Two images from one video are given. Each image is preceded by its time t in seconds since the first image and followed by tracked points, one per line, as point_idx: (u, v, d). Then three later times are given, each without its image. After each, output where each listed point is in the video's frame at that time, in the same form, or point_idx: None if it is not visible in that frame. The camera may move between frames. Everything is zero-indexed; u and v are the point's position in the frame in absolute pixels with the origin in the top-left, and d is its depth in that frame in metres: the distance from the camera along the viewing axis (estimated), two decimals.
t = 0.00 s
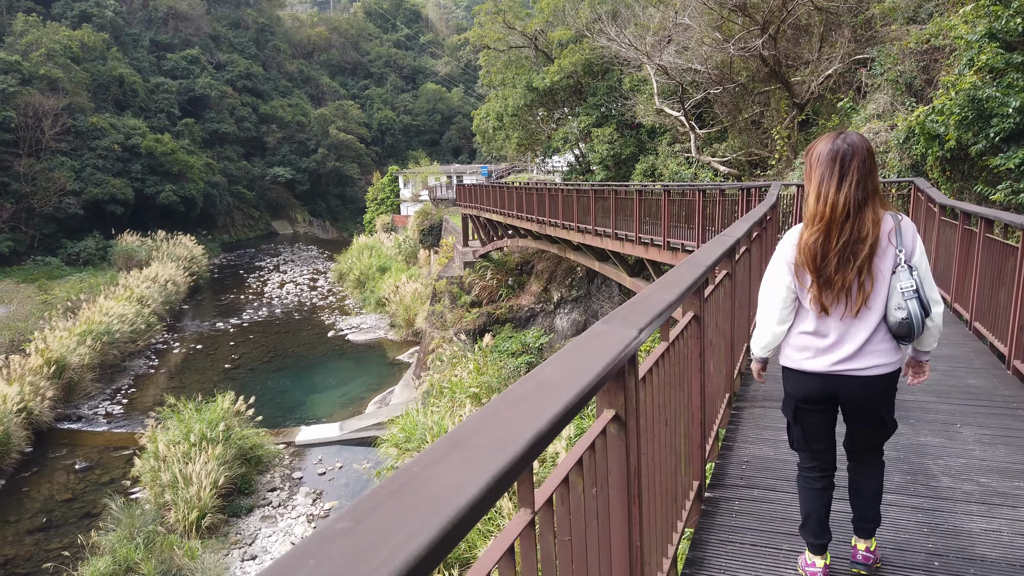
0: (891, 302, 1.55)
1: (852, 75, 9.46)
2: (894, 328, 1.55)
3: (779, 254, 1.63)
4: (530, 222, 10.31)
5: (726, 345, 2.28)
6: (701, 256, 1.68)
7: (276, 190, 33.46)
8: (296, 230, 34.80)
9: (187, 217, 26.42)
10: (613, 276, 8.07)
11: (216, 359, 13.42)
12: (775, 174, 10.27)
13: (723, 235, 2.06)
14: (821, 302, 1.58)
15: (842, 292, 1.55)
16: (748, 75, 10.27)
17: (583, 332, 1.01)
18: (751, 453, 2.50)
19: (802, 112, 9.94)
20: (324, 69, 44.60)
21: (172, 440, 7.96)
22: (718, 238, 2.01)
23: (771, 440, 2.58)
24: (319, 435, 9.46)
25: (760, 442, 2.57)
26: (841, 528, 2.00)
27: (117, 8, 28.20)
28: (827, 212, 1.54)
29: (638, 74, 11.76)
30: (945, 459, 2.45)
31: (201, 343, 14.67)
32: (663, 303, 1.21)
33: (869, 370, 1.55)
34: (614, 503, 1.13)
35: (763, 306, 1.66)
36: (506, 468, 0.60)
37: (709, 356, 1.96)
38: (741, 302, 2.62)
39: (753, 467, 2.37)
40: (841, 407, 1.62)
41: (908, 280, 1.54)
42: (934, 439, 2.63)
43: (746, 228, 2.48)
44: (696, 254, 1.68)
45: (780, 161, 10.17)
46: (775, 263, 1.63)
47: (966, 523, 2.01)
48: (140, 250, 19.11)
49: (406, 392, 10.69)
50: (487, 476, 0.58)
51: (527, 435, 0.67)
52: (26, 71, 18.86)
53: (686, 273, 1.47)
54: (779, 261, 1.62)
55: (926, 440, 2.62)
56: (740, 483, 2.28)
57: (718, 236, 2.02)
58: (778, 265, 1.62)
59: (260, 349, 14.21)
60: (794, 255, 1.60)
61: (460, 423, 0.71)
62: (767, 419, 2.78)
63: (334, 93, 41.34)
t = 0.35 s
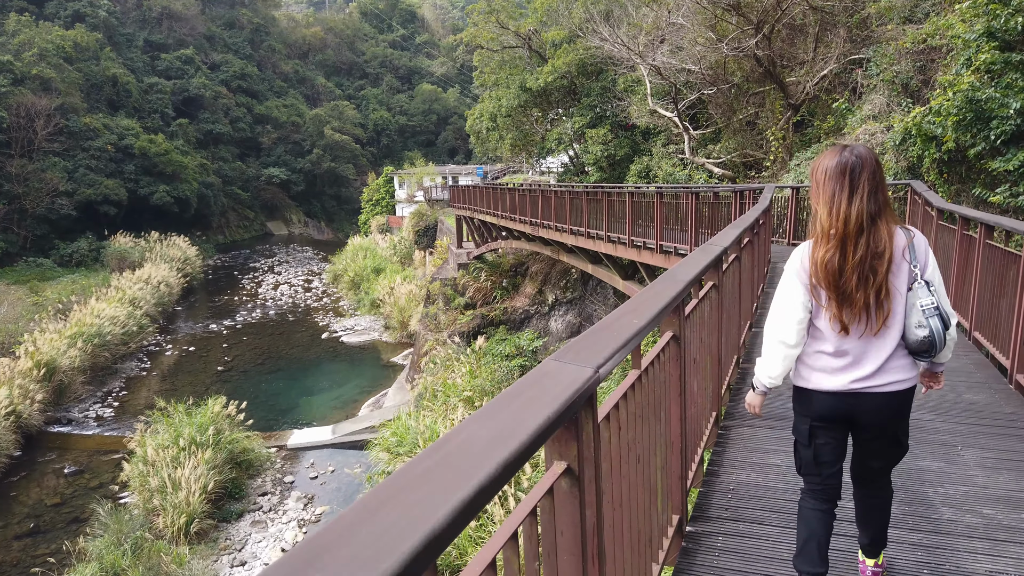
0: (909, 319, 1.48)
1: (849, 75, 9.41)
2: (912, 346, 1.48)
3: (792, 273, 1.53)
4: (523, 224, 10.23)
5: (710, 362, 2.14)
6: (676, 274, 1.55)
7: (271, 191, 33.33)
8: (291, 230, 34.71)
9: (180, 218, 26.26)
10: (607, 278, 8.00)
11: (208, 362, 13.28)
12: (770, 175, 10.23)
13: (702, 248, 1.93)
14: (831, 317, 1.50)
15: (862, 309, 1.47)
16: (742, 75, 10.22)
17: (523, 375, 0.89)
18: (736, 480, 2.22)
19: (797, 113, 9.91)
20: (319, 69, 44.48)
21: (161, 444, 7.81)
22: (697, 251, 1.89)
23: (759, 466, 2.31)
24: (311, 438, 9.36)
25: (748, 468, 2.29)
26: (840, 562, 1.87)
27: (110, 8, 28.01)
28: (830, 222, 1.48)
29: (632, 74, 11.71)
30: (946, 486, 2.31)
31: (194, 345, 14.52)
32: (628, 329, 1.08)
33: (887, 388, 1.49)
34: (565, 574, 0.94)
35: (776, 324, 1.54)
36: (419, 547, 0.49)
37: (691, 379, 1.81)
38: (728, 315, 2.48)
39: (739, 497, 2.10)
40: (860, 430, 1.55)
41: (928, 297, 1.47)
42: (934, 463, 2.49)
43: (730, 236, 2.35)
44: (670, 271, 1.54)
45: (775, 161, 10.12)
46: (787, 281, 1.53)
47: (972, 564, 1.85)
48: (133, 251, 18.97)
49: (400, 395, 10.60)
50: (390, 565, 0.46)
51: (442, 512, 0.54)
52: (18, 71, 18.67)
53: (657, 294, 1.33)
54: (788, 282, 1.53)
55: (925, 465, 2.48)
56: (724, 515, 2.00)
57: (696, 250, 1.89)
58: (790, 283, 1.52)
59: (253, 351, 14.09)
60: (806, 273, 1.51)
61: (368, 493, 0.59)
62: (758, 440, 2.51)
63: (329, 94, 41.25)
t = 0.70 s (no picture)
0: (956, 322, 1.43)
1: (852, 77, 9.34)
2: (954, 350, 1.44)
3: (837, 274, 1.44)
4: (522, 226, 10.17)
5: (711, 385, 2.06)
6: (673, 297, 1.46)
7: (270, 192, 33.29)
8: (291, 232, 34.72)
9: (180, 219, 26.22)
10: (607, 283, 7.94)
11: (206, 364, 13.20)
12: (772, 178, 10.15)
13: (702, 265, 1.85)
14: (893, 321, 1.42)
15: (918, 314, 1.41)
16: (744, 77, 10.17)
17: (499, 433, 0.80)
18: (742, 515, 2.11)
19: (799, 115, 9.82)
20: (320, 70, 44.46)
21: (156, 449, 7.72)
22: (698, 267, 1.81)
23: (767, 498, 2.19)
24: (309, 442, 9.30)
25: (754, 502, 2.17)
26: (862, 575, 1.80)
27: (110, 8, 27.95)
28: (884, 209, 1.39)
29: (632, 75, 11.64)
30: (969, 523, 2.17)
31: (193, 348, 14.45)
32: (619, 373, 1.00)
33: (930, 402, 1.45)
34: None
35: (824, 335, 1.43)
36: None
37: (691, 404, 1.74)
38: (731, 328, 2.40)
39: (745, 535, 1.99)
40: (904, 445, 1.50)
41: (973, 298, 1.44)
42: (955, 495, 2.36)
43: (732, 248, 2.27)
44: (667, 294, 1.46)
45: (777, 164, 10.04)
46: (832, 286, 1.43)
47: None
48: (132, 252, 18.91)
49: (399, 398, 10.55)
50: None
51: None
52: (17, 72, 18.60)
53: (652, 324, 1.25)
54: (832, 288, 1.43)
55: (945, 497, 2.35)
56: (729, 556, 1.88)
57: (697, 266, 1.82)
58: (840, 286, 1.42)
59: (252, 354, 14.02)
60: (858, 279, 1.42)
61: None
62: (765, 470, 2.39)
63: (329, 95, 41.21)
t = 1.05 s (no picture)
0: (995, 338, 1.43)
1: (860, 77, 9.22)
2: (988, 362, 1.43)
3: (873, 295, 1.37)
4: (523, 228, 10.09)
5: (733, 405, 1.95)
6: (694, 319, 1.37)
7: (271, 192, 33.28)
8: (292, 232, 34.75)
9: (180, 219, 26.16)
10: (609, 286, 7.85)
11: (205, 365, 13.12)
12: (778, 180, 10.03)
13: (720, 279, 1.76)
14: (943, 340, 1.39)
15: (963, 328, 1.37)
16: (750, 77, 10.10)
17: (505, 513, 0.71)
18: (767, 552, 1.88)
19: (807, 115, 9.64)
20: (321, 70, 44.45)
21: (153, 452, 7.63)
22: (715, 283, 1.72)
23: (794, 532, 1.96)
24: (307, 445, 9.20)
25: (780, 537, 1.94)
26: None
27: (111, 8, 27.89)
28: (912, 223, 1.39)
29: (635, 75, 11.55)
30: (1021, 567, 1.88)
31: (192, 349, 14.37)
32: (646, 415, 0.92)
33: (959, 422, 1.41)
34: None
35: (860, 360, 1.38)
36: None
37: (716, 432, 1.64)
38: (750, 338, 2.30)
39: None
40: (924, 463, 1.45)
41: (1012, 313, 1.44)
42: (1004, 530, 2.07)
43: (749, 257, 2.18)
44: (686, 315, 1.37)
45: (783, 165, 9.90)
46: (867, 308, 1.37)
47: None
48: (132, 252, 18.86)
49: (399, 401, 10.46)
50: None
51: None
52: (17, 72, 18.53)
53: (674, 352, 1.16)
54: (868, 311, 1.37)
55: (990, 532, 2.06)
56: None
57: (715, 281, 1.73)
58: (877, 311, 1.36)
59: (251, 355, 13.93)
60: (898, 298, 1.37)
61: None
62: (788, 498, 2.15)
63: (330, 95, 41.20)
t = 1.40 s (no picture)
0: None
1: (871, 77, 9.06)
2: None
3: (924, 291, 1.31)
4: (528, 229, 9.99)
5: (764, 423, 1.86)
6: (725, 348, 1.24)
7: (274, 192, 33.31)
8: (295, 232, 34.85)
9: (184, 218, 26.17)
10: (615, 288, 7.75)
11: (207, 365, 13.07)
12: (787, 180, 9.87)
13: (745, 295, 1.63)
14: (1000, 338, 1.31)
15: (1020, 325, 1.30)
16: (759, 76, 10.01)
17: None
18: None
19: (817, 115, 9.48)
20: (325, 70, 44.49)
21: (152, 454, 7.57)
22: (742, 301, 1.59)
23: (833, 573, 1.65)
24: (309, 446, 9.14)
25: None
26: None
27: (115, 7, 27.87)
28: (956, 210, 1.38)
29: (642, 74, 11.47)
30: None
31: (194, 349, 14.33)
32: (698, 478, 0.78)
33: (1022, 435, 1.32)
34: None
35: (906, 361, 1.32)
36: None
37: (751, 460, 1.53)
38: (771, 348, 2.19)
39: None
40: (986, 483, 1.37)
41: None
42: None
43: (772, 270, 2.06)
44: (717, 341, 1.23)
45: (793, 166, 9.74)
46: (918, 306, 1.31)
47: None
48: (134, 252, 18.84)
49: (402, 403, 10.39)
50: None
51: None
52: (21, 71, 18.51)
53: (710, 390, 1.03)
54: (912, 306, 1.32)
55: None
56: None
57: (741, 299, 1.60)
58: (931, 309, 1.29)
59: (253, 355, 13.88)
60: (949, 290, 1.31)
61: None
62: (821, 529, 1.83)
63: (334, 94, 41.21)
